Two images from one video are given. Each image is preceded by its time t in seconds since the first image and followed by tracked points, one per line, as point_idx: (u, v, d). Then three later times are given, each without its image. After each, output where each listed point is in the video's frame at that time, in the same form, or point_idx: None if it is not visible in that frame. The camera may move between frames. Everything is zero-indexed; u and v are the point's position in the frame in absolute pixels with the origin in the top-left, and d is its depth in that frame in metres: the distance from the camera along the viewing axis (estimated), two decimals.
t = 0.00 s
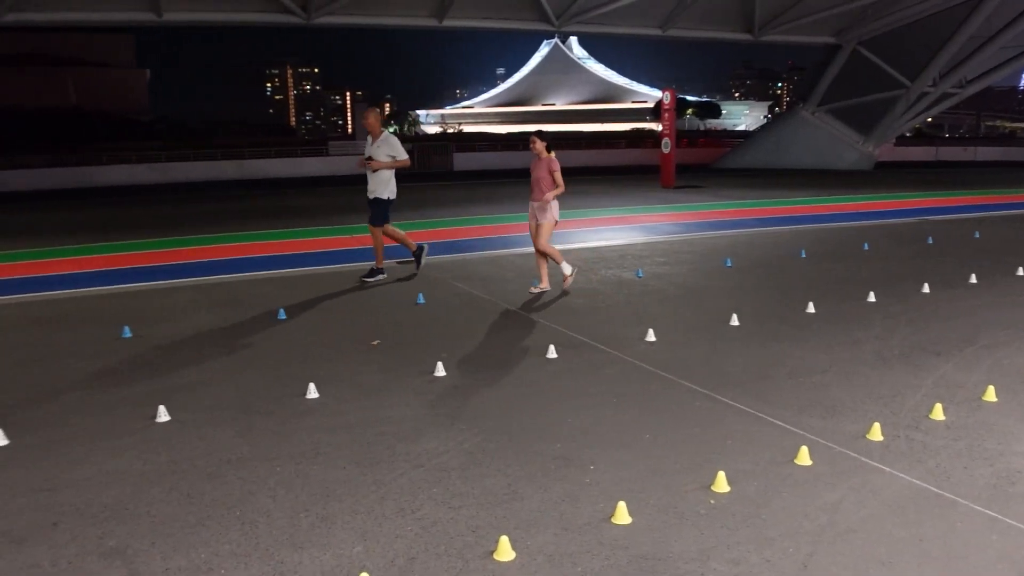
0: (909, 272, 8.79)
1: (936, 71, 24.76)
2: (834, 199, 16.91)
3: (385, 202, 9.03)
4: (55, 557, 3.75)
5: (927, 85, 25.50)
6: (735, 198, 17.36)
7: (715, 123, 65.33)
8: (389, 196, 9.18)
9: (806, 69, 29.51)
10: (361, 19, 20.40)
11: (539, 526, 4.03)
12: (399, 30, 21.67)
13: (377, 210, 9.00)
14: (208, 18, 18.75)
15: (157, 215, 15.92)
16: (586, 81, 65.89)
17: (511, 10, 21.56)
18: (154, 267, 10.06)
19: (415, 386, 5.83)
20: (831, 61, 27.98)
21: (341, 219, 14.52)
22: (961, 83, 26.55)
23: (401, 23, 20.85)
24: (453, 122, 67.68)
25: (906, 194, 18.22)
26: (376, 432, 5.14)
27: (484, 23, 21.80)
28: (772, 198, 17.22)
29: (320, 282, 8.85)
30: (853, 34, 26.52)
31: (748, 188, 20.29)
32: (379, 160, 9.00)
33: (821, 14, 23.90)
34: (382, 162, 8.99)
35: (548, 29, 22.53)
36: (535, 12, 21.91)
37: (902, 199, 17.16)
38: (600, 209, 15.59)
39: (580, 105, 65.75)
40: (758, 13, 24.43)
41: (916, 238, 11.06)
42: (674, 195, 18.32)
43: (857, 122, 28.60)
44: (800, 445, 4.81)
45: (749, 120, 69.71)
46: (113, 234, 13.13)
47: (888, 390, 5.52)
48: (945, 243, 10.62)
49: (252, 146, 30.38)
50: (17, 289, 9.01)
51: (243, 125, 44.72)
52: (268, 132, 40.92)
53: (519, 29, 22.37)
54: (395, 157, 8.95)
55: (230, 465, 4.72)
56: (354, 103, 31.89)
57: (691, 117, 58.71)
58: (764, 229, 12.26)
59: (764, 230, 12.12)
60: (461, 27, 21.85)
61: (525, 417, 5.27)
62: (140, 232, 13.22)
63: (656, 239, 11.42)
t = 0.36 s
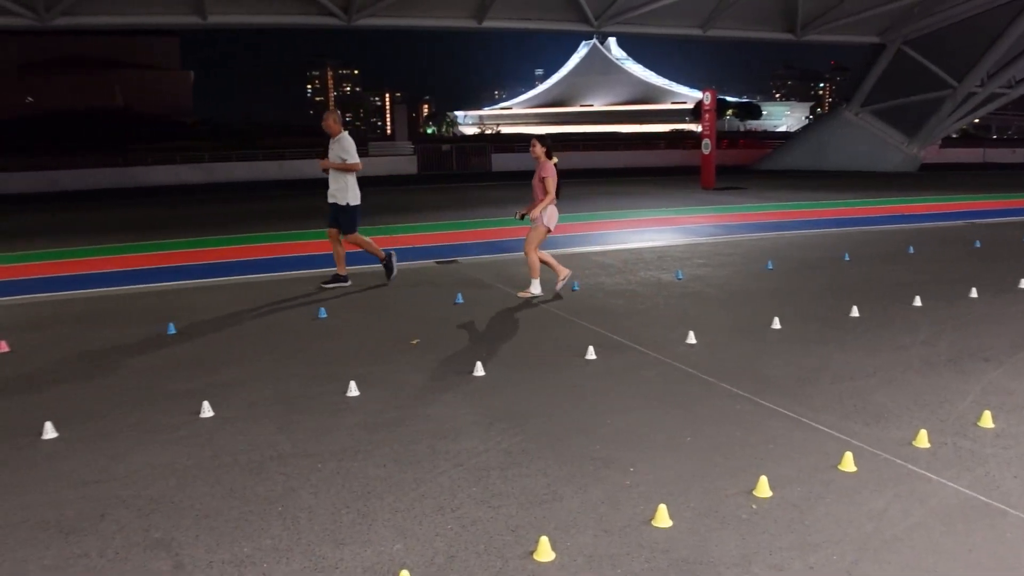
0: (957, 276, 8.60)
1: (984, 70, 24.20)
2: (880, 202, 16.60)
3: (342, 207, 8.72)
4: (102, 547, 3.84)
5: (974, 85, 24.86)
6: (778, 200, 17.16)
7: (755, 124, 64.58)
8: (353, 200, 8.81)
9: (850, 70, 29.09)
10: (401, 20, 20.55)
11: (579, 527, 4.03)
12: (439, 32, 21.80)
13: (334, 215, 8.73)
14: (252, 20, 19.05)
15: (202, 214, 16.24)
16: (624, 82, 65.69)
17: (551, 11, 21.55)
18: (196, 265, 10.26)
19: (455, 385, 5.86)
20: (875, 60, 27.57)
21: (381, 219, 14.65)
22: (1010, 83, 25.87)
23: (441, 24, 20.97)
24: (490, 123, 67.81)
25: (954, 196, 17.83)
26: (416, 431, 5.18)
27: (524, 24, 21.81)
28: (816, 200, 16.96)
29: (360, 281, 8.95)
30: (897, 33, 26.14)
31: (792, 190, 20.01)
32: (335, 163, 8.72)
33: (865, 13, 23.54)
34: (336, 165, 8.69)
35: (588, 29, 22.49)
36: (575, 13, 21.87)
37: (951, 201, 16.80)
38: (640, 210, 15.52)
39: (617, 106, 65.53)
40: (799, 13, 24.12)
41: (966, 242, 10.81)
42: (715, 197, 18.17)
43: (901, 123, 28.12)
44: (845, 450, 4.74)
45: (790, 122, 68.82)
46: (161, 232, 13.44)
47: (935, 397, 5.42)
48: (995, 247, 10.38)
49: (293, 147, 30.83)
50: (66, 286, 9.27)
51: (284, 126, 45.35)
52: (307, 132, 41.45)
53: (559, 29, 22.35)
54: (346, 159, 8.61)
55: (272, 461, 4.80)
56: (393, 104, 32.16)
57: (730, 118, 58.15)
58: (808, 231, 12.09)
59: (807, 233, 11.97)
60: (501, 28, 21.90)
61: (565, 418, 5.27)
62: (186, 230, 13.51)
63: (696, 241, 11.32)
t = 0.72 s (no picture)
0: (993, 280, 8.45)
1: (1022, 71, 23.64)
2: (914, 204, 16.33)
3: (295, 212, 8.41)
4: (135, 541, 3.92)
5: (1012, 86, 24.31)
6: (808, 202, 16.99)
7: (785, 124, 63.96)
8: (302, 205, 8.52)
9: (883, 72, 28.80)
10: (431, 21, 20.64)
11: (606, 529, 4.03)
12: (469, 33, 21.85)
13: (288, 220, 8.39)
14: (284, 21, 19.24)
15: (234, 213, 16.45)
16: (653, 82, 65.46)
17: (581, 10, 21.49)
18: (227, 263, 10.41)
19: (482, 385, 5.88)
20: (911, 60, 27.35)
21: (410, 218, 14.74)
22: None
23: (471, 25, 21.03)
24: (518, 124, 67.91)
25: (991, 199, 17.51)
26: (443, 430, 5.20)
27: (554, 24, 21.77)
28: (849, 202, 16.75)
29: (387, 281, 9.01)
30: (934, 32, 25.92)
31: (826, 192, 19.78)
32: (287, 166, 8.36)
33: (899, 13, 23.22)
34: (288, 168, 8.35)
35: (619, 30, 22.42)
36: (605, 13, 21.80)
37: (987, 204, 16.52)
38: (669, 211, 15.42)
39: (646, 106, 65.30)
40: (832, 13, 23.80)
41: (1002, 245, 10.61)
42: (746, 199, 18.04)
43: (934, 124, 27.69)
44: (877, 456, 4.69)
45: (821, 122, 68.08)
46: (194, 230, 13.66)
47: (970, 403, 5.34)
48: None
49: (322, 147, 31.12)
50: (101, 282, 9.46)
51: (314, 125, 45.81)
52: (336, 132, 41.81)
53: (589, 30, 22.30)
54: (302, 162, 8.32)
55: (301, 458, 4.85)
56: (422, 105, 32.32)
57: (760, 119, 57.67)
58: (841, 234, 11.94)
59: (840, 235, 11.84)
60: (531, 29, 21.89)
61: (593, 420, 5.26)
62: (218, 229, 13.71)
63: (726, 242, 11.24)
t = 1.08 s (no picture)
0: (1006, 284, 8.41)
1: None
2: (924, 207, 16.27)
3: (214, 217, 8.06)
4: (142, 538, 3.96)
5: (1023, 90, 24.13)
6: (819, 204, 16.92)
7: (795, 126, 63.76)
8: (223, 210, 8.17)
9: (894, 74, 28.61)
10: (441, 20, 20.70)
11: (611, 530, 4.05)
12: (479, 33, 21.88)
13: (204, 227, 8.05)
14: (295, 20, 19.31)
15: (244, 211, 16.54)
16: (664, 83, 65.38)
17: (592, 11, 21.49)
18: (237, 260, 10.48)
19: (489, 385, 5.91)
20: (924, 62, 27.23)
21: (419, 217, 14.78)
22: None
23: (480, 25, 21.05)
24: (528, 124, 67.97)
25: (1002, 202, 17.44)
26: (450, 430, 5.23)
27: (564, 24, 21.78)
28: (858, 204, 16.71)
29: (396, 280, 9.06)
30: (945, 36, 25.92)
31: (835, 194, 19.73)
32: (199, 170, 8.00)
33: (912, 15, 23.11)
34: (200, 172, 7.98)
35: (629, 31, 22.40)
36: (616, 14, 21.79)
37: (1000, 207, 16.42)
38: (676, 213, 15.40)
39: (656, 107, 65.20)
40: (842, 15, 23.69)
41: (1015, 249, 10.56)
42: (756, 200, 17.99)
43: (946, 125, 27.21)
44: (883, 460, 4.68)
45: (832, 124, 67.90)
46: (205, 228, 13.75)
47: (978, 407, 5.32)
48: None
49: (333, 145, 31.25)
50: (112, 280, 9.53)
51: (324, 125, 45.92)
52: (346, 131, 41.91)
53: (599, 31, 22.29)
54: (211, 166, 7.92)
55: (308, 457, 4.89)
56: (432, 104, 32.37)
57: (770, 121, 57.49)
58: (850, 237, 11.90)
59: (849, 237, 11.80)
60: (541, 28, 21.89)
61: (600, 420, 5.29)
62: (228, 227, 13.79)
63: (734, 244, 11.24)
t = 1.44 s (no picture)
0: (958, 292, 8.61)
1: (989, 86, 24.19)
2: (882, 215, 16.59)
3: (81, 224, 7.74)
4: (92, 550, 3.88)
5: (978, 102, 24.85)
6: (779, 212, 17.20)
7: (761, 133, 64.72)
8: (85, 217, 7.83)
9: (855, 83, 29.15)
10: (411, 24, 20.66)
11: (570, 539, 4.06)
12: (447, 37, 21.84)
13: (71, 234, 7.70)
14: (262, 20, 19.10)
15: (208, 213, 16.32)
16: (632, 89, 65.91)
17: (559, 17, 21.58)
18: (200, 263, 10.34)
19: (451, 392, 5.90)
20: (882, 73, 27.74)
21: (383, 222, 14.71)
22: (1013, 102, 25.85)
23: (448, 29, 21.00)
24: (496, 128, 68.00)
25: (956, 211, 17.90)
26: (410, 438, 5.22)
27: (532, 30, 21.82)
28: (817, 213, 17.03)
29: (362, 284, 9.01)
30: (902, 48, 26.33)
31: (795, 202, 20.08)
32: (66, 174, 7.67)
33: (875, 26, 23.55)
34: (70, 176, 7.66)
35: (596, 38, 22.51)
36: (583, 20, 21.90)
37: (953, 216, 16.86)
38: (640, 219, 15.51)
39: (624, 113, 65.69)
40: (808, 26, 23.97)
41: (965, 258, 10.84)
42: (718, 207, 18.23)
43: (904, 136, 27.86)
44: (837, 467, 4.75)
45: (795, 132, 69.07)
46: (166, 230, 13.53)
47: (930, 414, 5.43)
48: (996, 264, 10.30)
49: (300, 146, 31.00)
50: (68, 283, 9.33)
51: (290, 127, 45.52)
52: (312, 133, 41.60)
53: (567, 37, 22.43)
54: (84, 170, 7.70)
55: (266, 465, 4.84)
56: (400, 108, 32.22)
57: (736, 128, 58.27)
58: (809, 245, 12.10)
59: (808, 245, 12.00)
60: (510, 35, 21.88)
61: (560, 428, 5.30)
62: (190, 228, 13.60)
63: (696, 251, 11.35)
